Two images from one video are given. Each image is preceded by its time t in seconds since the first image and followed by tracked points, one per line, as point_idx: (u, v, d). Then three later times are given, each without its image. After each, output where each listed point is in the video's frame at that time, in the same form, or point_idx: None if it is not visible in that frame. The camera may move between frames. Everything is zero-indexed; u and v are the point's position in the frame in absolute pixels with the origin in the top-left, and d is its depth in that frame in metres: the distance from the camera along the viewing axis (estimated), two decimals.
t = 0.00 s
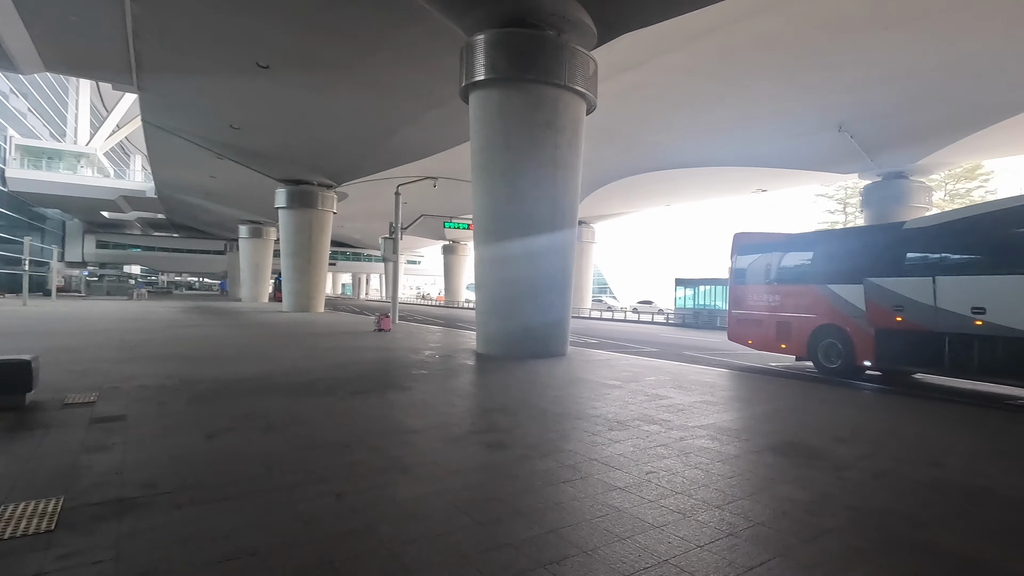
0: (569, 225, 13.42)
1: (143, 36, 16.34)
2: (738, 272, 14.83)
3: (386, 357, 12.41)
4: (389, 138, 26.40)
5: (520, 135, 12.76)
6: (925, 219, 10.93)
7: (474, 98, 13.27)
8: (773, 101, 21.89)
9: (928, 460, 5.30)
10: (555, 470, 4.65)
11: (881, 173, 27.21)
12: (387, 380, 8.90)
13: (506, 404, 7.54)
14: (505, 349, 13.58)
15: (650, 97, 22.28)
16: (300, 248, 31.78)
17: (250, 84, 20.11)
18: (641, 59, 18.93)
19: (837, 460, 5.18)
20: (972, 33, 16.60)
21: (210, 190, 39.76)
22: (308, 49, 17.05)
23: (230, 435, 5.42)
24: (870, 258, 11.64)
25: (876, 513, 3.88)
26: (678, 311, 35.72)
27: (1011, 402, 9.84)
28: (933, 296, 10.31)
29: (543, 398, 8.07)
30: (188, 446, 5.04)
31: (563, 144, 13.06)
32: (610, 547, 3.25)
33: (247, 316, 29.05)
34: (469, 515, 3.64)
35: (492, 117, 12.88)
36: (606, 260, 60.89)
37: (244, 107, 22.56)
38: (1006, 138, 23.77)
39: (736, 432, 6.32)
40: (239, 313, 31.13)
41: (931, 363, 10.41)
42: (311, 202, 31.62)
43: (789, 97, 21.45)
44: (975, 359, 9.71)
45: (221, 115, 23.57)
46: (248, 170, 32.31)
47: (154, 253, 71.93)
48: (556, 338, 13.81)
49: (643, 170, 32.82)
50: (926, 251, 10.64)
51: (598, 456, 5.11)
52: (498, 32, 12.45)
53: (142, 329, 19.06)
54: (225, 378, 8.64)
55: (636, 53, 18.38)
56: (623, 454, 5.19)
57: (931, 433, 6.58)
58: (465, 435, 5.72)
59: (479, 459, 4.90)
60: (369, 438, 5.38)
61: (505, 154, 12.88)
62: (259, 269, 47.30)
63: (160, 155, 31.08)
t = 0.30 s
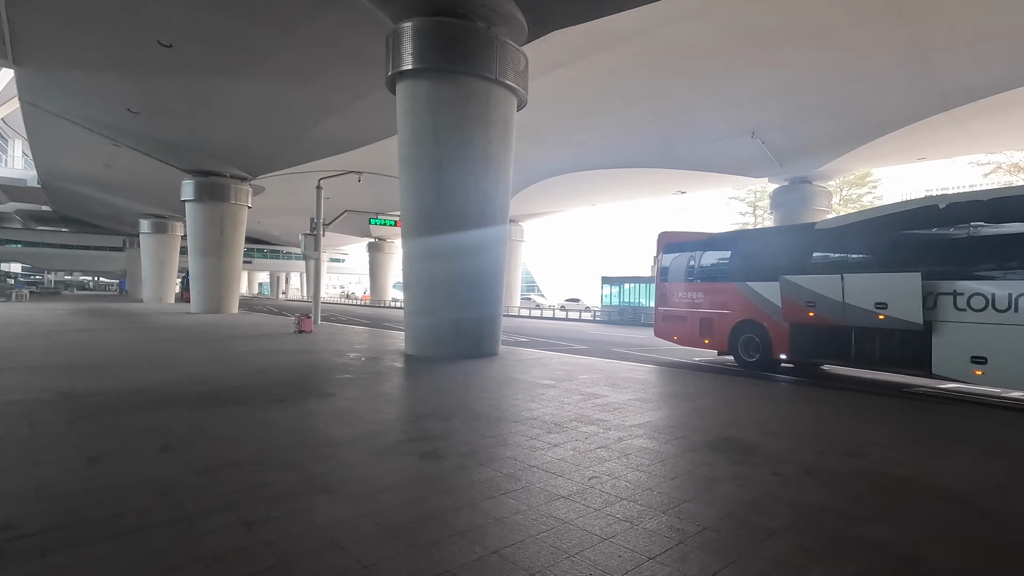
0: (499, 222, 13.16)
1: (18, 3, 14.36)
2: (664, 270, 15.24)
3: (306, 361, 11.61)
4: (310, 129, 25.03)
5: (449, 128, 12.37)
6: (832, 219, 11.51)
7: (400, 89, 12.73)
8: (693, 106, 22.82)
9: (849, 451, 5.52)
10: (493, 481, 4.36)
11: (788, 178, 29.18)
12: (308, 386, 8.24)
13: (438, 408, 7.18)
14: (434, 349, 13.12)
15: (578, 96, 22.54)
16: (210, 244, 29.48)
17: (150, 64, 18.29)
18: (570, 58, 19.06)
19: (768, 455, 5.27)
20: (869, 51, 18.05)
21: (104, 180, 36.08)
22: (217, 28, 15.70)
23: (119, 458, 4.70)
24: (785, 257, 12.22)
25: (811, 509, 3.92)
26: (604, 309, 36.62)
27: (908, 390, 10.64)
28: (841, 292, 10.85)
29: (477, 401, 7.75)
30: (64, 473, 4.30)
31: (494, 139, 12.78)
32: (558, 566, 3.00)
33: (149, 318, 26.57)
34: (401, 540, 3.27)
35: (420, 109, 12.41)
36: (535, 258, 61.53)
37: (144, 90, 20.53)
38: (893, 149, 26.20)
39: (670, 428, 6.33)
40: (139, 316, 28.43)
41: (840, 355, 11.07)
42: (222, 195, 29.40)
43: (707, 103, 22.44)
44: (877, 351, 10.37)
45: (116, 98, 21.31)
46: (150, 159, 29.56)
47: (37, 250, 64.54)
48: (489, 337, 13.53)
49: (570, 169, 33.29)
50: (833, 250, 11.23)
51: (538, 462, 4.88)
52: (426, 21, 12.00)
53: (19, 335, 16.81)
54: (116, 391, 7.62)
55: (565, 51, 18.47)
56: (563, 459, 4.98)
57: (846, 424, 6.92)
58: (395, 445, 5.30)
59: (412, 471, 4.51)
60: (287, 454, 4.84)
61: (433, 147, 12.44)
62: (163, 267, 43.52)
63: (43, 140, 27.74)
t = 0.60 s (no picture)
0: (444, 219, 12.75)
1: None
2: (608, 267, 15.39)
3: (236, 366, 10.77)
4: (237, 117, 23.48)
5: (391, 119, 11.85)
6: (768, 219, 11.94)
7: (338, 78, 12.09)
8: (632, 106, 23.26)
9: (800, 444, 5.62)
10: (452, 493, 4.05)
11: (720, 180, 30.43)
12: (239, 394, 7.57)
13: (385, 414, 6.76)
14: (376, 351, 12.57)
15: (521, 92, 22.46)
16: (123, 240, 27.10)
17: (52, 41, 16.52)
18: (514, 53, 18.90)
19: (727, 452, 5.26)
20: (796, 61, 19.04)
21: None
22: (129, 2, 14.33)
23: (10, 487, 4.03)
24: (724, 255, 12.60)
25: (779, 507, 3.88)
26: (546, 307, 36.83)
27: (837, 381, 11.21)
28: (777, 289, 11.25)
29: (427, 404, 7.39)
30: None
31: (438, 132, 12.36)
32: None
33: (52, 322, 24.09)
34: (356, 567, 2.92)
35: (361, 99, 11.83)
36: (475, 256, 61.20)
37: (43, 68, 18.48)
38: (814, 155, 27.90)
39: (627, 427, 6.25)
40: (39, 319, 25.66)
41: (776, 349, 11.50)
42: (137, 188, 27.10)
43: (646, 104, 22.93)
44: (811, 345, 10.83)
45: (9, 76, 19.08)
46: (51, 146, 26.78)
47: None
48: (435, 337, 13.11)
49: (511, 168, 33.21)
50: (769, 249, 11.64)
51: (498, 470, 4.61)
52: (365, 6, 11.43)
53: None
54: (8, 406, 6.66)
55: (507, 45, 18.29)
56: (524, 465, 4.74)
57: (791, 417, 7.10)
58: (342, 457, 4.88)
59: (364, 487, 4.11)
60: (219, 473, 4.33)
61: (375, 139, 11.89)
62: (69, 265, 39.72)
63: None
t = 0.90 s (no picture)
0: (423, 217, 12.39)
1: None
2: (589, 266, 15.28)
3: (203, 372, 10.21)
4: (201, 112, 22.57)
5: (368, 114, 11.45)
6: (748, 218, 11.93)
7: (312, 71, 11.64)
8: (608, 105, 23.22)
9: (798, 445, 5.50)
10: (447, 508, 3.76)
11: (694, 180, 30.72)
12: (209, 402, 7.11)
13: (367, 421, 6.42)
14: (353, 354, 12.11)
15: (497, 90, 22.17)
16: (80, 241, 25.80)
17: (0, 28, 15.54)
18: (490, 49, 18.62)
19: (728, 454, 5.07)
20: (769, 62, 19.26)
21: None
22: None
23: None
24: (705, 254, 12.56)
25: (791, 513, 3.72)
26: (522, 307, 36.63)
27: (818, 380, 11.29)
28: (759, 287, 11.23)
29: (410, 410, 7.06)
30: None
31: (417, 128, 12.00)
32: None
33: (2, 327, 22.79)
34: None
35: (336, 94, 11.41)
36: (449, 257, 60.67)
37: None
38: (785, 155, 28.39)
39: (622, 430, 6.02)
40: None
41: (759, 348, 11.50)
42: (95, 185, 25.83)
43: (622, 103, 22.94)
44: (793, 344, 10.86)
45: None
46: None
47: None
48: (414, 339, 12.72)
49: (486, 167, 32.91)
50: (749, 248, 11.62)
51: (495, 481, 4.34)
52: None
53: None
54: None
55: (484, 41, 18.01)
56: (522, 474, 4.49)
57: (784, 416, 7.01)
58: (324, 469, 4.55)
59: (353, 504, 3.78)
60: (188, 491, 3.95)
61: (351, 135, 11.47)
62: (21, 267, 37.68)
63: None
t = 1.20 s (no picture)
0: (416, 215, 12.02)
1: None
2: (586, 265, 15.03)
3: (188, 376, 9.77)
4: (184, 108, 21.95)
5: (359, 109, 11.08)
6: (747, 217, 11.73)
7: (301, 64, 11.25)
8: (600, 103, 23.00)
9: (817, 450, 5.25)
10: (459, 528, 3.44)
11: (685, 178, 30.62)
12: (193, 410, 6.71)
13: (363, 428, 6.07)
14: (344, 357, 11.67)
15: (488, 86, 21.83)
16: (59, 240, 25.03)
17: None
18: (482, 44, 18.27)
19: (747, 462, 4.81)
20: (763, 59, 19.15)
21: None
22: None
23: None
24: (703, 253, 12.35)
25: (826, 529, 3.45)
26: (513, 307, 36.36)
27: (820, 379, 11.13)
28: (760, 286, 11.05)
29: (409, 416, 6.72)
30: None
31: (409, 124, 11.65)
32: None
33: None
34: None
35: (326, 88, 11.03)
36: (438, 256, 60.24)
37: None
38: (775, 154, 28.40)
39: (633, 436, 5.74)
40: None
41: (759, 348, 11.33)
42: (75, 184, 25.08)
43: (614, 100, 22.72)
44: (794, 343, 10.69)
45: None
46: None
47: None
48: (407, 341, 12.31)
49: (476, 165, 32.58)
50: (748, 246, 11.42)
51: (508, 496, 4.02)
52: None
53: None
54: None
55: (476, 36, 17.67)
56: (536, 488, 4.18)
57: (795, 418, 6.78)
58: (321, 484, 4.20)
59: (356, 527, 3.43)
60: (170, 515, 3.58)
61: (341, 130, 11.09)
62: None
63: None
